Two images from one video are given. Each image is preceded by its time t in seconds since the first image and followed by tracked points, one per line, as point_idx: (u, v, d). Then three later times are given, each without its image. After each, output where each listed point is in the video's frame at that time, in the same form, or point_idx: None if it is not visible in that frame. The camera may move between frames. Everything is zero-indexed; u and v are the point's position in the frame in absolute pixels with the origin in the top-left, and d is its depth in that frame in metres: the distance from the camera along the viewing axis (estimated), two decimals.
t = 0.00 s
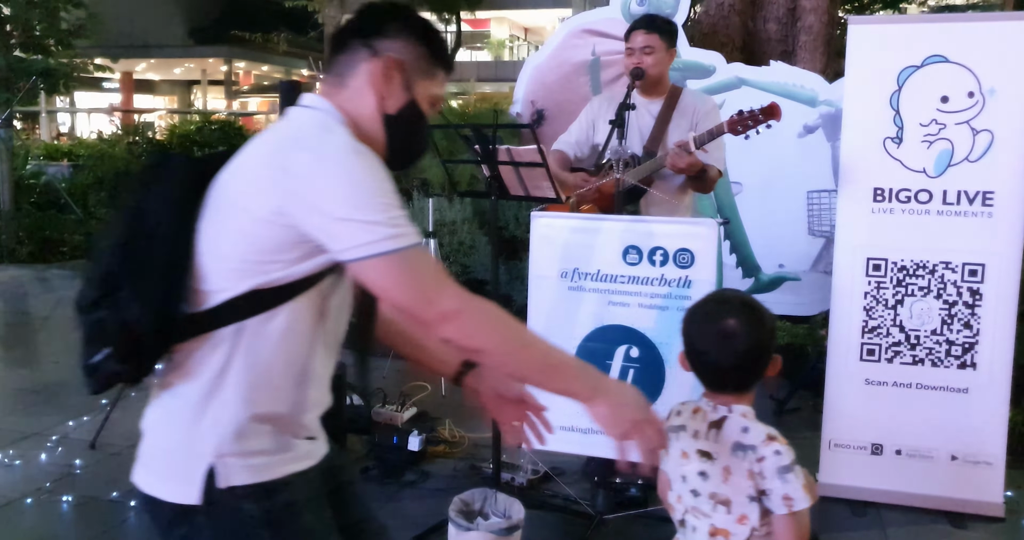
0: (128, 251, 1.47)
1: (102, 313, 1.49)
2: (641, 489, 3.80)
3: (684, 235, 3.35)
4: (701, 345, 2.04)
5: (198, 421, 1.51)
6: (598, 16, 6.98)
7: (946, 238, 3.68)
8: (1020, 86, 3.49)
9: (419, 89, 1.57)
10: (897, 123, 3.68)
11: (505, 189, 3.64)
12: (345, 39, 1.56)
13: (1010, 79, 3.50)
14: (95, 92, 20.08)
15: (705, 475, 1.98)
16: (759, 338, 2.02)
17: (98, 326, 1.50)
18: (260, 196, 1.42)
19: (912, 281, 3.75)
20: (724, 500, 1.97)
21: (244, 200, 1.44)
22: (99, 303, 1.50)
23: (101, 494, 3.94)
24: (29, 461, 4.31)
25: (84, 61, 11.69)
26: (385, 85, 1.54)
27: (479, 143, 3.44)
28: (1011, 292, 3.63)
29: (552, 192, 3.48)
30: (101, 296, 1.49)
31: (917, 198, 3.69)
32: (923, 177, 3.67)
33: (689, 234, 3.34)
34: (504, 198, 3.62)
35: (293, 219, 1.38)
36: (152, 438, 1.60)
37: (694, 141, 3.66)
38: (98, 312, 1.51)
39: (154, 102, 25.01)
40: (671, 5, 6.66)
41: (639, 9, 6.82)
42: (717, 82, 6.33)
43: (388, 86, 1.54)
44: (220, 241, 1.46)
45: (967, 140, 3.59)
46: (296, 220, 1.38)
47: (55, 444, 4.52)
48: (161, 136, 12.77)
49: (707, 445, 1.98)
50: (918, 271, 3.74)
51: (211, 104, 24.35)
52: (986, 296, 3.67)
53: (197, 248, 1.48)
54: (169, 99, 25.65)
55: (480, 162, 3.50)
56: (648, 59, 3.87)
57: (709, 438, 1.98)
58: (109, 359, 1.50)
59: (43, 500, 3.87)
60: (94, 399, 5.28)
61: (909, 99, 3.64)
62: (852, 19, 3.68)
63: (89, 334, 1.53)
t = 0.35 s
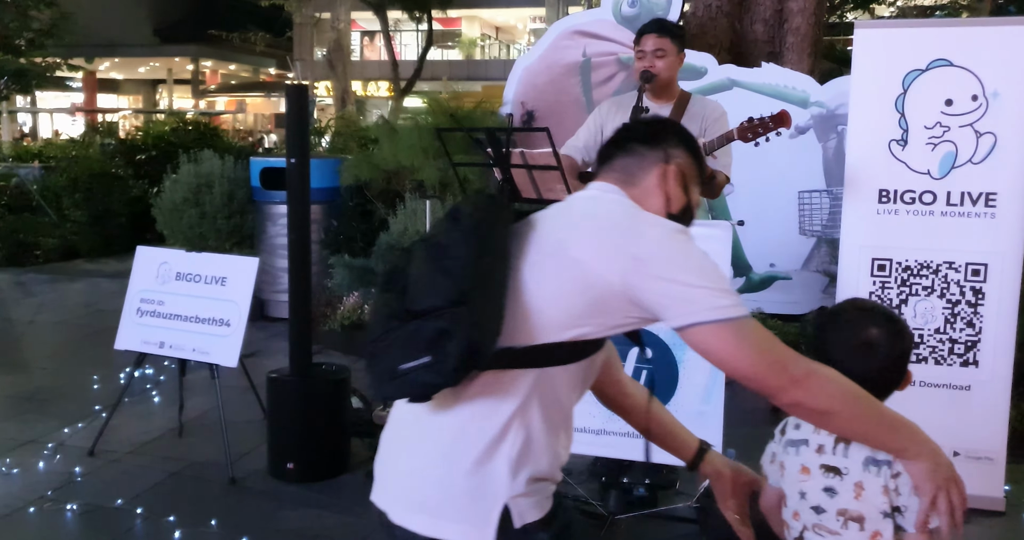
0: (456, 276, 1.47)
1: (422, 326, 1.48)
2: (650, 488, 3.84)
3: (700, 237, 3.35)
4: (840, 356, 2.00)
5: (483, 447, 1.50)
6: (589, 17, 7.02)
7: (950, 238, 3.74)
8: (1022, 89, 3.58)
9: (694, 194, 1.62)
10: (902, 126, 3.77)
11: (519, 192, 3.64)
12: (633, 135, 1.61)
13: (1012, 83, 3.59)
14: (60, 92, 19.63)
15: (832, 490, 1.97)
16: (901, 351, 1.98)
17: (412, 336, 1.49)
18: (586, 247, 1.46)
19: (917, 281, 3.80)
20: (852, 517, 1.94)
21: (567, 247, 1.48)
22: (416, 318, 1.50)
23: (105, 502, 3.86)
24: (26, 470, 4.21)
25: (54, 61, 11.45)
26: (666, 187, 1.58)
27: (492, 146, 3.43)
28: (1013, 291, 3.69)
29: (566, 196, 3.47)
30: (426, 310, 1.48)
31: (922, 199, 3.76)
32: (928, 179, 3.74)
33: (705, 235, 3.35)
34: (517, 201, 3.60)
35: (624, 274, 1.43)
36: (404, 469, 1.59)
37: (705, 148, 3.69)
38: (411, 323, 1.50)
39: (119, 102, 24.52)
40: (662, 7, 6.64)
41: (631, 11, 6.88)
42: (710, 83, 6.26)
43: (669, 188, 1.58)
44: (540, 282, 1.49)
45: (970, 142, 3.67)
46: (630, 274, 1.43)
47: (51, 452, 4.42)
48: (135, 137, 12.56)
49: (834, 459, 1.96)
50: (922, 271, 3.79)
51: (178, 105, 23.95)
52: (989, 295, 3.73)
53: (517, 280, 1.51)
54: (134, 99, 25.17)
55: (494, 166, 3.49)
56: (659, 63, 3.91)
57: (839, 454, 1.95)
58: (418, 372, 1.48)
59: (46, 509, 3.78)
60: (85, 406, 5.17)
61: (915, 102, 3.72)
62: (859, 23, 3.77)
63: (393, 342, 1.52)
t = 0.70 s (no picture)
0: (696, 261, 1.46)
1: (651, 304, 1.45)
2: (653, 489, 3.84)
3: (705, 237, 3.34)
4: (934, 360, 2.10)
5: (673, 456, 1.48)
6: (576, 18, 6.99)
7: (949, 237, 3.76)
8: (1019, 89, 3.58)
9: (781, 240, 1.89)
10: (901, 126, 3.78)
11: (522, 192, 3.59)
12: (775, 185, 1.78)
13: (1009, 83, 3.59)
14: (23, 92, 19.18)
15: (915, 503, 2.20)
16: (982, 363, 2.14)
17: (638, 316, 1.45)
18: (793, 269, 1.49)
19: (916, 280, 3.83)
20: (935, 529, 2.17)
21: (774, 263, 1.50)
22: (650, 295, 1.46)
23: (100, 512, 3.77)
24: (14, 480, 4.10)
25: (20, 60, 11.17)
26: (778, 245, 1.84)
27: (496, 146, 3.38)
28: (1011, 289, 3.72)
29: (573, 197, 3.42)
30: (662, 287, 1.45)
31: (921, 199, 3.78)
32: (926, 179, 3.76)
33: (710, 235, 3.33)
34: (521, 202, 3.56)
35: (830, 307, 1.49)
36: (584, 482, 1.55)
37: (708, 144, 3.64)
38: (643, 300, 1.46)
39: (84, 102, 24.02)
40: (650, 8, 6.71)
41: (617, 12, 6.82)
42: (698, 84, 6.15)
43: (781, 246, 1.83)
44: (751, 288, 1.48)
45: (968, 142, 3.68)
46: (832, 304, 1.48)
47: (39, 461, 4.31)
48: (107, 137, 12.29)
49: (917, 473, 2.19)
50: (922, 270, 3.82)
51: (145, 104, 23.53)
52: (988, 294, 3.76)
53: (725, 277, 1.49)
54: (99, 99, 24.68)
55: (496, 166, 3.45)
56: (652, 64, 3.87)
57: (925, 468, 2.17)
58: (647, 351, 1.44)
59: (39, 520, 3.69)
60: (69, 413, 5.05)
61: (913, 103, 3.74)
62: (857, 24, 3.78)
63: (613, 314, 1.48)
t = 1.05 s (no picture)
0: (867, 283, 1.65)
1: (825, 331, 1.64)
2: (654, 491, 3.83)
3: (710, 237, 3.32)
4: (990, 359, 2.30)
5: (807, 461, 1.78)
6: (562, 16, 6.96)
7: (947, 237, 3.78)
8: (1018, 88, 3.59)
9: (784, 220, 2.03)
10: (900, 126, 3.78)
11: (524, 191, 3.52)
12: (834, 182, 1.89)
13: (1008, 82, 3.60)
14: None
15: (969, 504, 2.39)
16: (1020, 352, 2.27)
17: (828, 340, 1.64)
18: (921, 293, 1.79)
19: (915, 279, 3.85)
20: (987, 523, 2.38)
21: (906, 283, 1.78)
22: (829, 318, 1.65)
23: (92, 521, 3.68)
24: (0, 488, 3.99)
25: None
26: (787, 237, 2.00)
27: (499, 145, 3.33)
28: (1009, 288, 3.74)
29: (577, 197, 3.40)
30: (841, 306, 1.64)
31: (919, 198, 3.80)
32: (925, 178, 3.78)
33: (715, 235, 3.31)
34: (523, 201, 3.50)
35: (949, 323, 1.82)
36: (751, 480, 1.81)
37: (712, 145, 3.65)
38: (826, 321, 1.65)
39: (51, 100, 23.55)
40: (637, 8, 6.72)
41: (605, 10, 6.81)
42: (686, 83, 6.10)
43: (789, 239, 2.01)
44: (898, 304, 1.75)
45: (966, 142, 3.70)
46: (945, 318, 1.82)
47: (25, 469, 4.20)
48: (79, 137, 12.04)
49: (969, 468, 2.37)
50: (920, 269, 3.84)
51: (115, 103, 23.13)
52: (986, 293, 3.78)
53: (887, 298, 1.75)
54: (67, 97, 24.22)
55: (499, 165, 3.37)
56: (656, 60, 3.84)
57: (978, 471, 2.36)
58: (841, 376, 1.65)
59: (29, 530, 3.59)
60: (52, 419, 4.93)
61: (912, 102, 3.74)
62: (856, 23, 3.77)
63: (798, 337, 1.66)
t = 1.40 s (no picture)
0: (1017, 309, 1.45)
1: (987, 366, 1.42)
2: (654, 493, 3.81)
3: (714, 237, 3.31)
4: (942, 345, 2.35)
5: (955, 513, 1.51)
6: (550, 15, 6.90)
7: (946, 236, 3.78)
8: (1016, 89, 3.61)
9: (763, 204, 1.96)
10: (899, 125, 3.77)
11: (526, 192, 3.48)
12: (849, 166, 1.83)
13: (1006, 83, 3.62)
14: None
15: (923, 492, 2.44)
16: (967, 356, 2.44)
17: (990, 380, 1.41)
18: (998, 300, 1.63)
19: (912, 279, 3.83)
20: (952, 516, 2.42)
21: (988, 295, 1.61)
22: (982, 352, 1.42)
23: (83, 533, 3.58)
24: None
25: None
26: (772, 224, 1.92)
27: (502, 145, 3.28)
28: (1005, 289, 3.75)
29: (581, 198, 3.36)
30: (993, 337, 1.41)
31: (918, 198, 3.79)
32: (924, 178, 3.77)
33: (719, 236, 3.30)
34: (526, 202, 3.45)
35: None
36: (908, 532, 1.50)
37: (715, 141, 3.61)
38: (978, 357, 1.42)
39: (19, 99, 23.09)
40: (626, 7, 6.60)
41: (593, 10, 6.69)
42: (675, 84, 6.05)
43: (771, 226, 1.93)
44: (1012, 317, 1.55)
45: (965, 142, 3.70)
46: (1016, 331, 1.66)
47: (10, 479, 4.08)
48: (52, 137, 11.82)
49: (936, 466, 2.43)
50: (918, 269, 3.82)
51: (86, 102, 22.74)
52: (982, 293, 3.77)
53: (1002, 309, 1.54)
54: (36, 97, 23.76)
55: (502, 164, 3.32)
56: (661, 57, 3.91)
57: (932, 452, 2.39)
58: (1006, 418, 1.43)
59: None
60: (36, 426, 4.80)
61: (911, 102, 3.73)
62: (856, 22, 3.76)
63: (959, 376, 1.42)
